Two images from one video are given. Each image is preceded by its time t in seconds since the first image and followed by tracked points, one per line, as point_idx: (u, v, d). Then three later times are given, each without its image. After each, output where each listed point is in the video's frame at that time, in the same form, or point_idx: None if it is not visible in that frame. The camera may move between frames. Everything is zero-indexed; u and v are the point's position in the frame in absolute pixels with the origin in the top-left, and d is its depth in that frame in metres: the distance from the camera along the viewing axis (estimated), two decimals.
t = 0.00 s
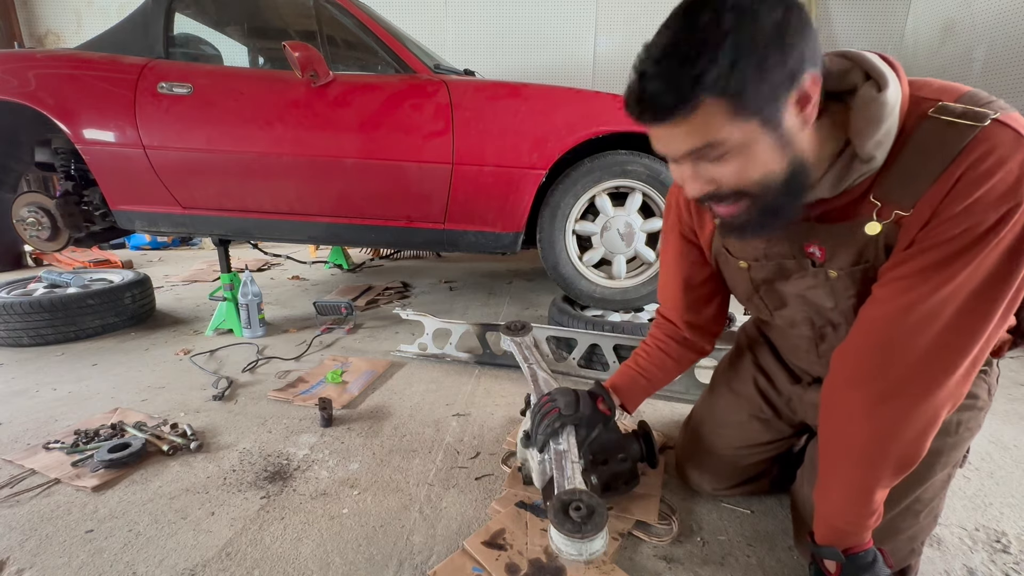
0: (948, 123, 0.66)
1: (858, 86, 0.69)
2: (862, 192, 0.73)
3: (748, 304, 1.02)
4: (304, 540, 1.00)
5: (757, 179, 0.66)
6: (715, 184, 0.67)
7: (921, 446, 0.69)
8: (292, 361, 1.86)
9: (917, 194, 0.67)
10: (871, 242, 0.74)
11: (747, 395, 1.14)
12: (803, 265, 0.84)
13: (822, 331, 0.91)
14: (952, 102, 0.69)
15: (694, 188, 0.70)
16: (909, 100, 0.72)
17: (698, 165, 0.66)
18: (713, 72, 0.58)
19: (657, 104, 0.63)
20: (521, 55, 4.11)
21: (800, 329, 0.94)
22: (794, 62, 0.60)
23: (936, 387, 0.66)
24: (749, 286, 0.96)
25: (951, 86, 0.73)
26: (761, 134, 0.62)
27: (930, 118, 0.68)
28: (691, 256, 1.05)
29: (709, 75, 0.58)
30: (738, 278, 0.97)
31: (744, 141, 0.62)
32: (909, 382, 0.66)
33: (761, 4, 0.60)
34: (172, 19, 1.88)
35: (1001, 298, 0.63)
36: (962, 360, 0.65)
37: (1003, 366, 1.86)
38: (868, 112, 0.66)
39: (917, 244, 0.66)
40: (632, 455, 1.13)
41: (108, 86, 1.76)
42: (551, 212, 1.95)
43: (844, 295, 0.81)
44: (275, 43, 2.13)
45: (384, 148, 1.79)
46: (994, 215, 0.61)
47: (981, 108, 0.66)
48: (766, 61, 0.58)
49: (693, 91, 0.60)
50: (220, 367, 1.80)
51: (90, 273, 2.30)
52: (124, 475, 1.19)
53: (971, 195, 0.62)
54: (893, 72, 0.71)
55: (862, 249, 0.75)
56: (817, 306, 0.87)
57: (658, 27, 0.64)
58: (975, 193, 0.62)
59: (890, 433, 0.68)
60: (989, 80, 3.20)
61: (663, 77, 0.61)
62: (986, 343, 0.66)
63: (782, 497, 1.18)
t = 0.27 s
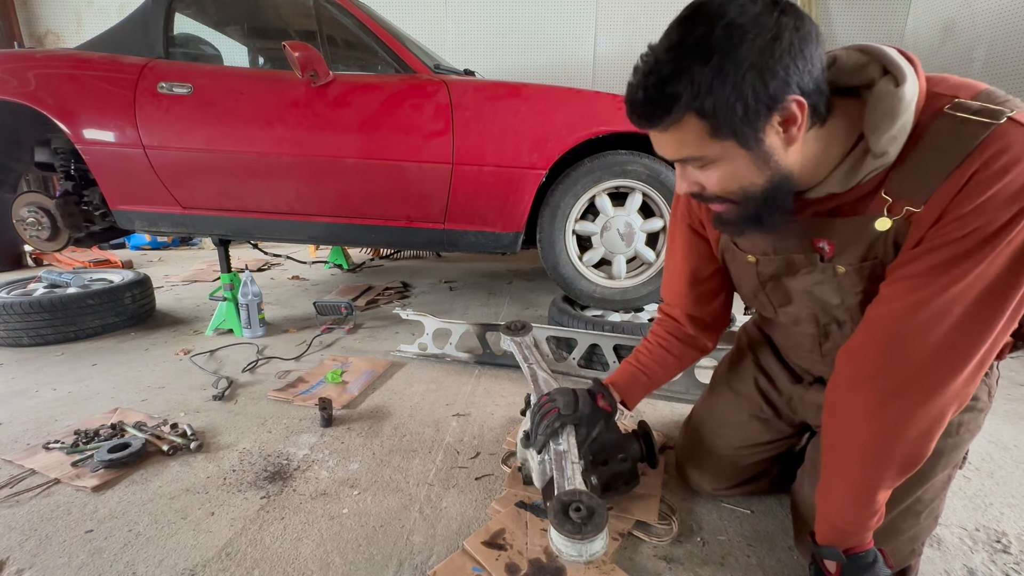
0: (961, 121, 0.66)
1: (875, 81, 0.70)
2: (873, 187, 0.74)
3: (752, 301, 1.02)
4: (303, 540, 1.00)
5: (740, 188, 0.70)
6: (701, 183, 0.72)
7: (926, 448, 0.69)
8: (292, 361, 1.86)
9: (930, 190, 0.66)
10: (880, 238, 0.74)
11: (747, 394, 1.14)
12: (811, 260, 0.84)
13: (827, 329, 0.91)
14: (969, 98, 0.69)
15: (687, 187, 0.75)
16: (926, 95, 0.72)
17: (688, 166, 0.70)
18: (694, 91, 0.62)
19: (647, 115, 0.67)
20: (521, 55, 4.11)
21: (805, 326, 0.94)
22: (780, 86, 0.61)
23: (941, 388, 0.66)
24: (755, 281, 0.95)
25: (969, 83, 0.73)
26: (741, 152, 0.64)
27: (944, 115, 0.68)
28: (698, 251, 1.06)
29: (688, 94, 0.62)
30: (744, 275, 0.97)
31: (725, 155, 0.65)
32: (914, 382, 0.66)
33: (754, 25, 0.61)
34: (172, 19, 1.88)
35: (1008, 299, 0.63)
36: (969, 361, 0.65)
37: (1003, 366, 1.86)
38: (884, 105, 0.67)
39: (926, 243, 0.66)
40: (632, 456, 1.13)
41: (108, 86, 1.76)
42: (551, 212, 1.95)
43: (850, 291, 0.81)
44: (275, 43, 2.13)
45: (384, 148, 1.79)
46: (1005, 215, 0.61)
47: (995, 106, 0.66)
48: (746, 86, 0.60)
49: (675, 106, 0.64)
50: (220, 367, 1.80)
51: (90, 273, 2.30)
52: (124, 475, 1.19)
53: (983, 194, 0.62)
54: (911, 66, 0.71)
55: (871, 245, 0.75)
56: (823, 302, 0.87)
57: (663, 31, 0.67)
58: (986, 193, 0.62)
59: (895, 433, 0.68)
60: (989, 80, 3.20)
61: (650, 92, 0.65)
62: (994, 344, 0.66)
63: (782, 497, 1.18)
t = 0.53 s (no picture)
0: (981, 115, 0.65)
1: (901, 68, 0.69)
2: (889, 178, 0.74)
3: (754, 288, 1.03)
4: (304, 540, 1.00)
5: (761, 172, 0.70)
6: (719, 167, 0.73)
7: (927, 449, 0.69)
8: (292, 361, 1.86)
9: (940, 185, 0.67)
10: (888, 230, 0.74)
11: (739, 390, 1.14)
12: (817, 248, 0.85)
13: (824, 320, 0.91)
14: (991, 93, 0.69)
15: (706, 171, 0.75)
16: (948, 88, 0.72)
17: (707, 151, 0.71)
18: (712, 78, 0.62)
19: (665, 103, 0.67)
20: (521, 55, 4.11)
21: (802, 316, 0.94)
22: (799, 70, 0.60)
23: (943, 391, 0.66)
24: (758, 267, 0.96)
25: (993, 78, 0.73)
26: (761, 137, 0.64)
27: (966, 108, 0.67)
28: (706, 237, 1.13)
29: (706, 81, 0.62)
30: (747, 262, 0.99)
31: (744, 141, 0.66)
32: (917, 384, 0.66)
33: (771, 8, 0.60)
34: (171, 19, 1.88)
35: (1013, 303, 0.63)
36: (972, 364, 0.65)
37: (1003, 366, 1.86)
38: (909, 93, 0.67)
39: (932, 243, 0.66)
40: (633, 457, 1.13)
41: (108, 86, 1.76)
42: (551, 212, 1.95)
43: (851, 282, 0.82)
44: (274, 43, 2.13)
45: (385, 148, 1.79)
46: (1014, 217, 0.61)
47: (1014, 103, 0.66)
48: (764, 71, 0.60)
49: (693, 94, 0.64)
50: (220, 367, 1.80)
51: (90, 273, 2.30)
52: (124, 475, 1.19)
53: (991, 195, 0.62)
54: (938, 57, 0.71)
55: (880, 235, 0.75)
56: (822, 293, 0.87)
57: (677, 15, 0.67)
58: (993, 196, 0.62)
59: (898, 434, 0.68)
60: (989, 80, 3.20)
61: (667, 80, 0.65)
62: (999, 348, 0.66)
63: (782, 496, 1.18)
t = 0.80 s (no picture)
0: (826, 125, 0.69)
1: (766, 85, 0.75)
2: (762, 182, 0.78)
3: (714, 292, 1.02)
4: (304, 540, 1.00)
5: (671, 185, 0.73)
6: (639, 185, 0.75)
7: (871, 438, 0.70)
8: (292, 361, 1.86)
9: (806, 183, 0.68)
10: (776, 229, 0.78)
11: (722, 381, 1.16)
12: (730, 245, 0.87)
13: (757, 304, 0.93)
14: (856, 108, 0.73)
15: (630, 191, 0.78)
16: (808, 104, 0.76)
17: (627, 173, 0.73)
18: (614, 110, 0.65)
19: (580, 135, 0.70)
20: (521, 55, 4.11)
21: (739, 304, 0.96)
22: (677, 94, 0.64)
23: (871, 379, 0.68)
24: (695, 256, 0.97)
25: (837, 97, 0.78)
26: (663, 151, 0.67)
27: (813, 120, 0.71)
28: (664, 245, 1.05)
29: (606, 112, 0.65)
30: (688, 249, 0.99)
31: (650, 159, 0.68)
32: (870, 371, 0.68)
33: (647, 46, 0.64)
34: (171, 19, 1.88)
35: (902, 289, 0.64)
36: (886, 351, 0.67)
37: (1003, 367, 1.86)
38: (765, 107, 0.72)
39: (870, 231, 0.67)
40: (632, 455, 1.13)
41: (108, 86, 1.76)
42: (551, 212, 1.95)
43: (763, 273, 0.84)
44: (275, 43, 2.13)
45: (385, 148, 1.79)
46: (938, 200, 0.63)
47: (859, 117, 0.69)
48: (650, 99, 0.63)
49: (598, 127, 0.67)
50: (220, 367, 1.80)
51: (90, 273, 2.30)
52: (124, 475, 1.19)
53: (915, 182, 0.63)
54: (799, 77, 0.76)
55: (771, 235, 0.79)
56: (746, 283, 0.89)
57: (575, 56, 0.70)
58: (839, 192, 0.63)
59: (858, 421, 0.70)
60: (989, 81, 3.21)
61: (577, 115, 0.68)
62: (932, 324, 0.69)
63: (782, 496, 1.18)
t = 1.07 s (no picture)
0: (825, 123, 0.68)
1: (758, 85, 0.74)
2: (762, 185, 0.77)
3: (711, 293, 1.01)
4: (304, 540, 1.00)
5: (697, 155, 0.67)
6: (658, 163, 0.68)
7: (864, 436, 0.70)
8: (292, 361, 1.85)
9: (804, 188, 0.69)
10: (774, 230, 0.77)
11: (724, 383, 1.15)
12: (729, 248, 0.86)
13: (758, 309, 0.92)
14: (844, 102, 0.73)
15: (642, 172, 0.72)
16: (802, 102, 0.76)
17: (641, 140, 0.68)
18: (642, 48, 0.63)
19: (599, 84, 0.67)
20: (521, 55, 4.11)
21: (740, 308, 0.96)
22: (715, 51, 0.66)
23: (865, 379, 0.68)
24: (692, 260, 0.96)
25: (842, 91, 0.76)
26: (698, 105, 0.64)
27: (811, 118, 0.70)
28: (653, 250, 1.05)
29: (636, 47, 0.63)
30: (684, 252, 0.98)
31: (685, 112, 0.64)
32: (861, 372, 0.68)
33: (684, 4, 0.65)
34: (171, 19, 1.88)
35: (899, 287, 0.64)
36: (880, 350, 0.66)
37: (1003, 367, 1.86)
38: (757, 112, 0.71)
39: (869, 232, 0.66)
40: (632, 454, 1.14)
41: (108, 86, 1.76)
42: (551, 212, 1.96)
43: (762, 277, 0.84)
44: (275, 43, 2.13)
45: (384, 148, 1.79)
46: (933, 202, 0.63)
47: (858, 112, 0.68)
48: (693, 45, 0.63)
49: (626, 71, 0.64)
50: (220, 367, 1.79)
51: (90, 273, 2.30)
52: (124, 475, 1.19)
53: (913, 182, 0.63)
54: (791, 75, 0.76)
55: (770, 237, 0.79)
56: (746, 287, 0.89)
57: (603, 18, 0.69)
58: (839, 191, 0.64)
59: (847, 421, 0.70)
60: (989, 81, 3.21)
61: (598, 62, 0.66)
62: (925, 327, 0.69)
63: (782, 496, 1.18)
